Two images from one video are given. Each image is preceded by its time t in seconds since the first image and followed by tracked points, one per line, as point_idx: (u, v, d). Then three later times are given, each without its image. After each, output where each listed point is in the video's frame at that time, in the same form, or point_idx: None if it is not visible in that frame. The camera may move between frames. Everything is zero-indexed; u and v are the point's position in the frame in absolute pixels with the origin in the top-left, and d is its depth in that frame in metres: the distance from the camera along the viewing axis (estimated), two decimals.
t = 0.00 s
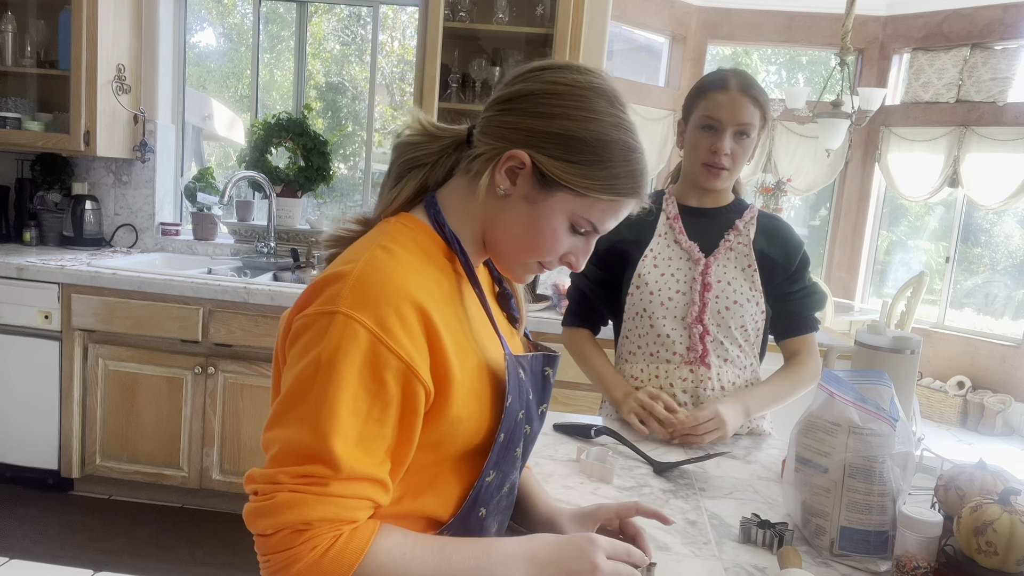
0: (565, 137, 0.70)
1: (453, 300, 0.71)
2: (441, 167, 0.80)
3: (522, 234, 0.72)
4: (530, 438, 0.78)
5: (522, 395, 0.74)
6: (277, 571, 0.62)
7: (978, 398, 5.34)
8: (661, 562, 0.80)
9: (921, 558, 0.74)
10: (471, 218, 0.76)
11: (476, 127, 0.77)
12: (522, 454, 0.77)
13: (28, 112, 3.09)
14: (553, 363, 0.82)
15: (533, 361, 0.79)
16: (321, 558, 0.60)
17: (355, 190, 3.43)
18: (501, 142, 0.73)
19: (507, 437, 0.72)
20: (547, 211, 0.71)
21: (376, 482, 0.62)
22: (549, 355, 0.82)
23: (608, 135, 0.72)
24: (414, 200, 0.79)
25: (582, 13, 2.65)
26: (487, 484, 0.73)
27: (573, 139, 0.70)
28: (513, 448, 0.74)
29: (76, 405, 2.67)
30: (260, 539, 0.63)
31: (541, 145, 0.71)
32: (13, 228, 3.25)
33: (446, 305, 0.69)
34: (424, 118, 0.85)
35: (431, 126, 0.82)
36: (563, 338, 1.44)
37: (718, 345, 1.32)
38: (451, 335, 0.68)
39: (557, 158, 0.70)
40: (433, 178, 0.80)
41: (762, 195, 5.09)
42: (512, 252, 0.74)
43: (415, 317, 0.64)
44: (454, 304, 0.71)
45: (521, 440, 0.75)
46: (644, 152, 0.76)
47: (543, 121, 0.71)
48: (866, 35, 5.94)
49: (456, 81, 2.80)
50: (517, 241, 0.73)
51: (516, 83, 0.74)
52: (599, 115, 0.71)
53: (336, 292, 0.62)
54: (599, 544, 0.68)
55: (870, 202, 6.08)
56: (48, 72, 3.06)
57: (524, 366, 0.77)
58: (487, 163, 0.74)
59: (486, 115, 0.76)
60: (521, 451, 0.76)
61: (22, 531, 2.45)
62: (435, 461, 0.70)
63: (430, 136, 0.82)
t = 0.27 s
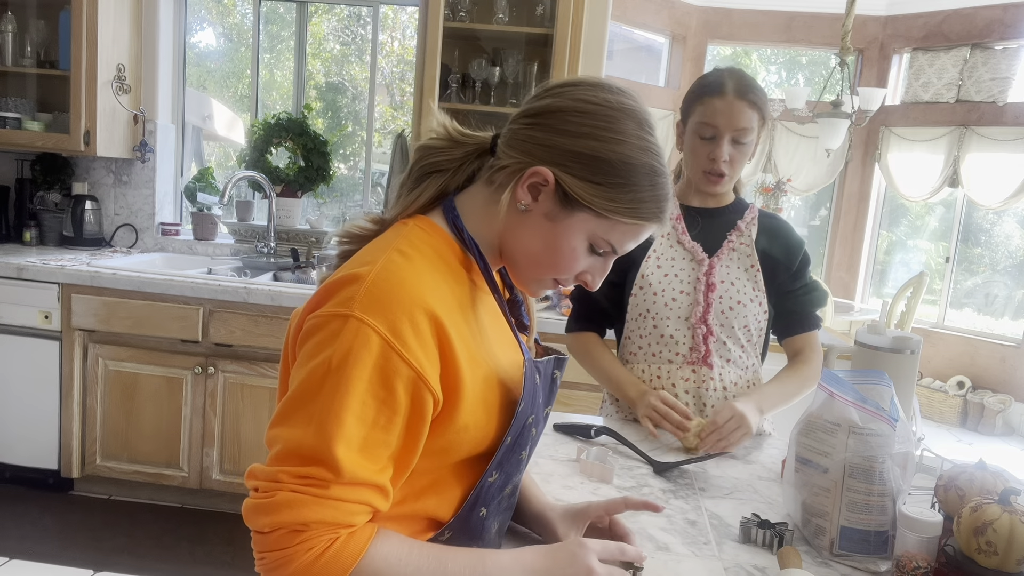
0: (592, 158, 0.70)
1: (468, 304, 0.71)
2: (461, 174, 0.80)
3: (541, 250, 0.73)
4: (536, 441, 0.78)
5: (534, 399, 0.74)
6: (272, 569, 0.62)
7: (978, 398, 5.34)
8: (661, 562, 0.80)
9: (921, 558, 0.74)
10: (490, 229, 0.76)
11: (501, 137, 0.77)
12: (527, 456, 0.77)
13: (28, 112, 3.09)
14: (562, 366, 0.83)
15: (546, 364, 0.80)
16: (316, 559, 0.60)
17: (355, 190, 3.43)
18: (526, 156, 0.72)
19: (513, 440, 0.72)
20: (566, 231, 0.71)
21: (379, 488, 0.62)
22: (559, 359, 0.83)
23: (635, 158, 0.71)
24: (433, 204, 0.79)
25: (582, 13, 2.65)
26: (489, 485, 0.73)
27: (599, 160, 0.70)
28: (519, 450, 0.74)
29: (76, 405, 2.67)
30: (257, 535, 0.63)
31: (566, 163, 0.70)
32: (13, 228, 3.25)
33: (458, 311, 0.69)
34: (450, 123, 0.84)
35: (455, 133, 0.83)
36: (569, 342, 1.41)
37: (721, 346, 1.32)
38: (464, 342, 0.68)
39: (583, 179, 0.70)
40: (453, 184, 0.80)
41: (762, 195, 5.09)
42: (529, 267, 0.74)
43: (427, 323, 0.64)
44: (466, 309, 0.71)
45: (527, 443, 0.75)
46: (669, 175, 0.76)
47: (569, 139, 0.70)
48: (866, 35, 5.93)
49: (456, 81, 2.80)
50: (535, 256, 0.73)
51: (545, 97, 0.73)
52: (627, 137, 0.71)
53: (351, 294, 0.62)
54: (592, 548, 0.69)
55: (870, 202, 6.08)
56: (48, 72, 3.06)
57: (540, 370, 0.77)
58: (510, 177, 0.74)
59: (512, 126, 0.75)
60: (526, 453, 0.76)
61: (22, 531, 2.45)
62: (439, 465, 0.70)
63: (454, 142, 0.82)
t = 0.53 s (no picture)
0: (602, 167, 0.70)
1: (472, 306, 0.71)
2: (470, 176, 0.80)
3: (547, 256, 0.72)
4: (539, 442, 0.78)
5: (539, 401, 0.74)
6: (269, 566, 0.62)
7: (978, 398, 5.34)
8: (661, 562, 0.80)
9: (921, 557, 0.74)
10: (498, 233, 0.76)
11: (511, 141, 0.77)
12: (530, 457, 0.77)
13: (28, 112, 3.09)
14: (565, 369, 0.82)
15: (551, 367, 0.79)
16: (313, 559, 0.60)
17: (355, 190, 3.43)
18: (536, 162, 0.72)
19: (516, 442, 0.71)
20: (574, 238, 0.71)
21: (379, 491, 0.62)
22: (563, 361, 0.82)
23: (644, 170, 0.71)
24: (440, 205, 0.79)
25: (582, 13, 2.65)
26: (490, 485, 0.73)
27: (609, 170, 0.70)
28: (522, 452, 0.74)
29: (76, 405, 2.67)
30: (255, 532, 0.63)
31: (576, 172, 0.70)
32: (13, 228, 3.25)
33: (462, 314, 0.69)
34: (461, 126, 0.85)
35: (467, 135, 0.83)
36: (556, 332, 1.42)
37: (720, 344, 1.32)
38: (468, 345, 0.68)
39: (592, 189, 0.70)
40: (462, 186, 0.80)
41: (762, 195, 5.09)
42: (534, 272, 0.74)
43: (431, 327, 0.64)
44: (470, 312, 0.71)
45: (530, 445, 0.75)
46: (677, 189, 0.76)
47: (580, 148, 0.70)
48: (866, 35, 5.93)
49: (456, 81, 2.80)
50: (541, 262, 0.73)
51: (557, 104, 0.73)
52: (638, 149, 0.71)
53: (356, 296, 0.62)
54: (587, 550, 0.71)
55: (870, 202, 6.07)
56: (48, 72, 3.06)
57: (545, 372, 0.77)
58: (519, 182, 0.74)
59: (523, 132, 0.75)
60: (529, 454, 0.76)
61: (22, 531, 2.45)
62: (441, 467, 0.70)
63: (464, 144, 0.82)
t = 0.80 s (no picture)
0: (599, 165, 0.70)
1: (469, 305, 0.71)
2: (467, 175, 0.80)
3: (543, 253, 0.72)
4: (539, 442, 0.79)
5: (538, 402, 0.74)
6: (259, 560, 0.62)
7: (978, 398, 5.34)
8: (661, 561, 0.80)
9: (921, 558, 0.74)
10: (494, 231, 0.76)
11: (508, 139, 0.77)
12: (529, 458, 0.77)
13: (27, 112, 3.10)
14: (567, 370, 0.83)
15: (551, 367, 0.79)
16: (300, 552, 0.59)
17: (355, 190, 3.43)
18: (532, 159, 0.72)
19: (515, 442, 0.72)
20: (570, 234, 0.71)
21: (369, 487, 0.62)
22: (564, 362, 0.83)
23: (642, 167, 0.72)
24: (438, 204, 0.79)
25: (582, 13, 2.64)
26: (490, 486, 0.73)
27: (606, 167, 0.70)
28: (521, 452, 0.74)
29: (76, 405, 2.67)
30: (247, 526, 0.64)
31: (573, 169, 0.70)
32: (13, 228, 3.25)
33: (458, 314, 0.69)
34: (459, 124, 0.85)
35: (465, 133, 0.83)
36: (553, 325, 1.43)
37: (721, 346, 1.32)
38: (463, 344, 0.68)
39: (589, 185, 0.70)
40: (460, 185, 0.80)
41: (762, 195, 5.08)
42: (530, 269, 0.74)
43: (422, 325, 0.64)
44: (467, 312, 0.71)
45: (530, 445, 0.76)
46: (673, 186, 0.77)
47: (577, 145, 0.71)
48: (866, 35, 5.93)
49: (456, 81, 2.80)
50: (536, 259, 0.73)
51: (554, 102, 0.73)
52: (635, 146, 0.72)
53: (348, 293, 0.63)
54: (584, 534, 0.68)
55: (870, 202, 6.07)
56: (48, 72, 3.06)
57: (543, 372, 0.77)
58: (516, 179, 0.74)
59: (521, 128, 0.75)
60: (529, 455, 0.77)
61: (21, 531, 2.45)
62: (437, 466, 0.70)
63: (463, 142, 0.82)
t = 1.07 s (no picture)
0: (564, 141, 0.70)
1: (443, 300, 0.72)
2: (440, 166, 0.79)
3: (513, 234, 0.72)
4: (524, 439, 0.81)
5: (515, 395, 0.75)
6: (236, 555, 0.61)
7: (978, 398, 5.34)
8: (661, 561, 0.80)
9: (921, 558, 0.74)
10: (467, 217, 0.76)
11: (478, 125, 0.77)
12: (515, 454, 0.78)
13: (27, 111, 3.10)
14: (553, 367, 0.82)
15: (531, 362, 0.80)
16: (270, 541, 0.59)
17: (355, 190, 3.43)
18: (500, 142, 0.73)
19: (499, 438, 0.73)
20: (538, 214, 0.70)
21: (341, 478, 0.61)
22: (550, 359, 0.82)
23: (608, 142, 0.71)
24: (414, 197, 0.80)
25: (582, 12, 2.64)
26: (482, 486, 0.73)
27: (570, 143, 0.70)
28: (506, 447, 0.75)
29: (76, 405, 2.67)
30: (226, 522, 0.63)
31: (538, 147, 0.71)
32: (13, 228, 3.25)
33: (433, 309, 0.69)
34: (429, 116, 0.85)
35: (435, 125, 0.83)
36: (555, 324, 1.43)
37: (722, 348, 1.32)
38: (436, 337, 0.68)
39: (554, 162, 0.70)
40: (432, 177, 0.80)
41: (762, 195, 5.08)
42: (500, 250, 0.73)
43: (392, 316, 0.64)
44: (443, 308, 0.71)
45: (514, 442, 0.76)
46: (643, 163, 0.76)
47: (542, 124, 0.71)
48: (866, 35, 5.93)
49: (456, 81, 2.80)
50: (506, 240, 0.72)
51: (519, 85, 0.74)
52: (600, 122, 0.71)
53: (317, 287, 0.63)
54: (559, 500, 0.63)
55: (870, 202, 6.07)
56: (48, 72, 3.06)
57: (517, 367, 0.78)
58: (484, 163, 0.74)
59: (489, 114, 0.76)
60: (513, 451, 0.77)
61: (21, 531, 2.44)
62: (419, 463, 0.70)
63: (434, 134, 0.82)
